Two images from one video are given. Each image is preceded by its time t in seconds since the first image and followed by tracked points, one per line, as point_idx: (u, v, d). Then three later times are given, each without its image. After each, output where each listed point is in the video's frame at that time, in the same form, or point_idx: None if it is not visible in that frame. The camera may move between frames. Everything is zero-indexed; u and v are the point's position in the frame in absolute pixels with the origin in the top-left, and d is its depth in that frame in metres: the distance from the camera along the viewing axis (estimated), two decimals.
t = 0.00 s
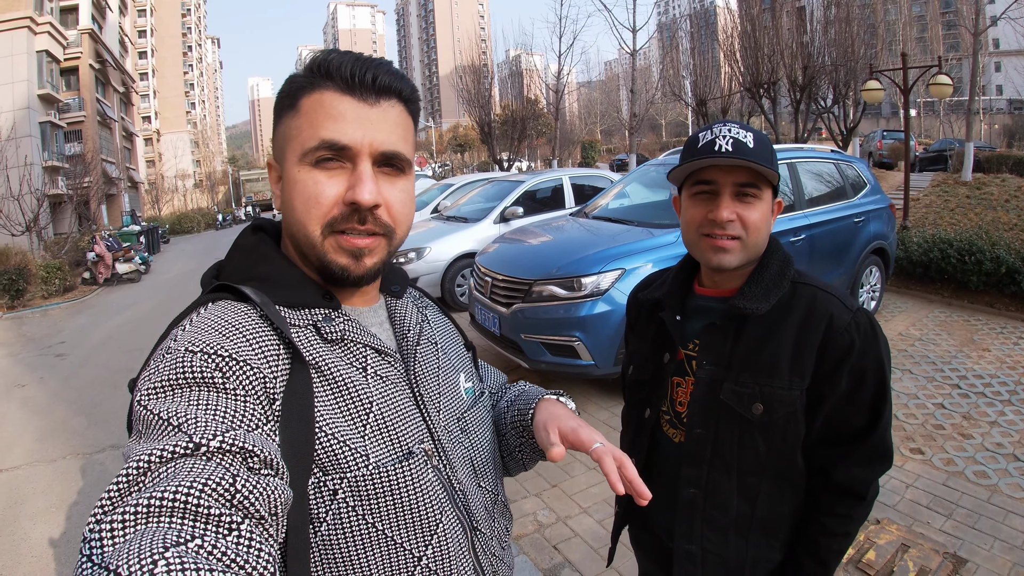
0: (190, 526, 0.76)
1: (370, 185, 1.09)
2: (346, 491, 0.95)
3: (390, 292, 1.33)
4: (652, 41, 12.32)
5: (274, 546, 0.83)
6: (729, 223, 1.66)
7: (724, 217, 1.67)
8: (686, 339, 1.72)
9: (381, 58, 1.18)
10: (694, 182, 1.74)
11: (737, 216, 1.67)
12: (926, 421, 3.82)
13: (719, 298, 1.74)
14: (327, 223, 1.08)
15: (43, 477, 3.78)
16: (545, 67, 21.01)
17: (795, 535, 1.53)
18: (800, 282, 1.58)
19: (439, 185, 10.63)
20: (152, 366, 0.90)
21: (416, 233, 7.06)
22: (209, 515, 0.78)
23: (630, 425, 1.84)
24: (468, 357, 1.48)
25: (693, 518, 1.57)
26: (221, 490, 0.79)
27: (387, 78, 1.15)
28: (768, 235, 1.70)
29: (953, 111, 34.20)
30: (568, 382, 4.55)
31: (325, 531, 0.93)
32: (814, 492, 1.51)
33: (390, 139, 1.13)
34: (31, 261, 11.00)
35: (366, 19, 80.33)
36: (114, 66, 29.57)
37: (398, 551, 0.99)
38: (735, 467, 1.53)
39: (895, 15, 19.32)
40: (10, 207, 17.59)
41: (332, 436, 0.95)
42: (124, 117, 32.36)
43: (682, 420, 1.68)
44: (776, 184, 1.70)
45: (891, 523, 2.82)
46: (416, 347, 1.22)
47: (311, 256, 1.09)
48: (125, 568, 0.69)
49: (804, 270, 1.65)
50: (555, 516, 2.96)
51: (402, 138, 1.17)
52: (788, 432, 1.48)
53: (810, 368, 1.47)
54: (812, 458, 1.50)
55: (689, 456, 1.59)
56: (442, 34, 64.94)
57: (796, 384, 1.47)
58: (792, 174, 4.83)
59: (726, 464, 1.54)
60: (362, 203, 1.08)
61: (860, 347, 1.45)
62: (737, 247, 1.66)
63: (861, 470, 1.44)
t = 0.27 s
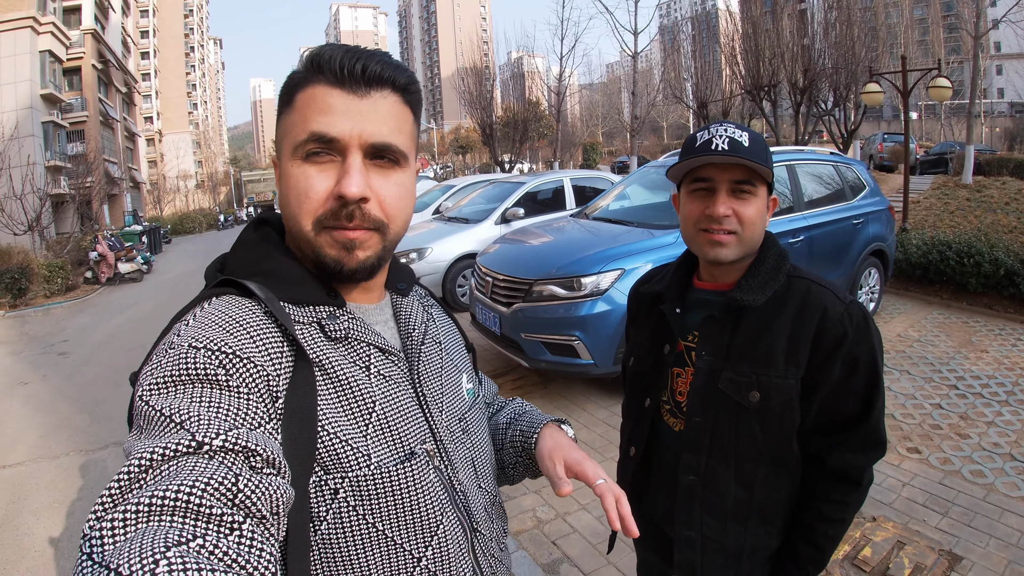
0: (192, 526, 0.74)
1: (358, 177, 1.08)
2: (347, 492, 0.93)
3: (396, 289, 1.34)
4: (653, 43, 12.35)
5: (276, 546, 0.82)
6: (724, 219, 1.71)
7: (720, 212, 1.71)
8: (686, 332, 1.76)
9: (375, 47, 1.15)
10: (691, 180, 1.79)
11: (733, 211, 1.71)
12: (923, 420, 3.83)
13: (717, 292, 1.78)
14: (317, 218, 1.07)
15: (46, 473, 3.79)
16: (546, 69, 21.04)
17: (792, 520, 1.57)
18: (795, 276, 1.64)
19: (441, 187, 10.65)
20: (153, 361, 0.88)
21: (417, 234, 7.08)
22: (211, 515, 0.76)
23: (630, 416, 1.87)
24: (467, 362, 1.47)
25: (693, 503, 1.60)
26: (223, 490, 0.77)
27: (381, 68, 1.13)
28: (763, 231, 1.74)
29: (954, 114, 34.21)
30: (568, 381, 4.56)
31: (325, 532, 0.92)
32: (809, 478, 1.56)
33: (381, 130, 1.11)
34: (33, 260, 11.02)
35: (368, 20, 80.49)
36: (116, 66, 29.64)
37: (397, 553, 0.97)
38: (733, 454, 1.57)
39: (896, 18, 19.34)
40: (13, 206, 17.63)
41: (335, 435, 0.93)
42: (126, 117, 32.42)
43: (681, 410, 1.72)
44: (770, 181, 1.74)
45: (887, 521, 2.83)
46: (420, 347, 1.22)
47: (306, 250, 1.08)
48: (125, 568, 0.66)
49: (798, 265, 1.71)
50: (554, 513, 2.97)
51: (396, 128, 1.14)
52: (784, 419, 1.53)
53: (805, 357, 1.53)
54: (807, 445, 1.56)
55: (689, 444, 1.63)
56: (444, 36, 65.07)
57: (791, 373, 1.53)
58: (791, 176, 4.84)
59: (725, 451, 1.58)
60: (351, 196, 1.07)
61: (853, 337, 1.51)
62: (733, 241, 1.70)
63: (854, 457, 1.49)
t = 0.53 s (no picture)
0: (195, 520, 0.75)
1: (338, 181, 1.06)
2: (350, 488, 0.94)
3: (401, 289, 1.35)
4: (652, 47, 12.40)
5: (279, 541, 0.83)
6: (722, 218, 1.72)
7: (717, 212, 1.72)
8: (685, 326, 1.78)
9: (359, 45, 1.13)
10: (689, 181, 1.79)
11: (729, 211, 1.72)
12: (920, 421, 3.83)
13: (715, 288, 1.80)
14: (302, 222, 1.06)
15: (49, 472, 3.80)
16: (547, 73, 21.09)
17: (789, 507, 1.61)
18: (791, 271, 1.65)
19: (442, 190, 10.68)
20: (160, 356, 0.89)
21: (418, 236, 7.10)
22: (215, 509, 0.76)
23: (630, 410, 1.88)
24: (471, 365, 1.48)
25: (693, 493, 1.61)
26: (228, 484, 0.78)
27: (363, 68, 1.10)
28: (759, 228, 1.76)
29: (954, 118, 34.27)
30: (567, 382, 4.58)
31: (328, 528, 0.93)
32: (805, 466, 1.58)
33: (363, 130, 1.08)
34: (35, 262, 11.04)
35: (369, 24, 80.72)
36: (118, 68, 29.73)
37: (398, 552, 0.98)
38: (733, 444, 1.59)
39: (895, 22, 19.39)
40: (15, 207, 17.66)
41: (338, 433, 0.94)
42: (127, 119, 32.49)
43: (681, 402, 1.72)
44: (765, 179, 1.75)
45: (883, 519, 2.84)
46: (425, 347, 1.23)
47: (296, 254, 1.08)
48: (131, 562, 0.67)
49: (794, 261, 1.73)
50: (553, 511, 2.99)
51: (380, 128, 1.11)
52: (780, 409, 1.55)
53: (800, 349, 1.55)
54: (802, 434, 1.58)
55: (688, 435, 1.63)
56: (445, 39, 65.26)
57: (787, 364, 1.55)
58: (789, 179, 4.85)
59: (724, 442, 1.59)
60: (332, 202, 1.05)
61: (845, 330, 1.54)
62: (730, 240, 1.72)
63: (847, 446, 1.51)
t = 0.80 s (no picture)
0: (197, 524, 0.75)
1: (339, 186, 1.06)
2: (351, 492, 0.94)
3: (402, 293, 1.35)
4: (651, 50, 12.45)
5: (280, 545, 0.83)
6: (715, 218, 1.75)
7: (712, 212, 1.75)
8: (686, 323, 1.79)
9: (358, 50, 1.14)
10: (687, 181, 1.82)
11: (722, 210, 1.75)
12: (917, 420, 3.84)
13: (716, 286, 1.81)
14: (302, 227, 1.06)
15: (48, 472, 3.81)
16: (545, 75, 21.12)
17: (788, 499, 1.61)
18: (789, 270, 1.67)
19: (440, 192, 10.68)
20: (161, 360, 0.89)
21: (416, 238, 7.11)
22: (217, 513, 0.77)
23: (632, 407, 1.88)
24: (472, 369, 1.48)
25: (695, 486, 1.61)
26: (229, 488, 0.78)
27: (361, 72, 1.11)
28: (753, 228, 1.77)
29: (952, 120, 34.35)
30: (566, 382, 4.58)
31: (328, 532, 0.93)
32: (804, 459, 1.59)
33: (364, 134, 1.09)
34: (34, 263, 11.03)
35: (367, 26, 80.75)
36: (116, 70, 29.70)
37: (399, 555, 0.98)
38: (734, 438, 1.59)
39: (893, 24, 19.46)
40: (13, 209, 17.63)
41: (340, 436, 0.94)
42: (126, 120, 32.46)
43: (683, 398, 1.73)
44: (760, 179, 1.77)
45: (880, 517, 2.85)
46: (426, 350, 1.24)
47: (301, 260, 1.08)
48: (132, 566, 0.67)
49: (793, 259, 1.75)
50: (553, 510, 2.99)
51: (382, 131, 1.11)
52: (780, 403, 1.56)
53: (799, 343, 1.57)
54: (802, 427, 1.59)
55: (690, 429, 1.64)
56: (443, 41, 65.31)
57: (786, 359, 1.56)
58: (787, 180, 4.86)
59: (725, 435, 1.60)
60: (336, 206, 1.05)
61: (843, 325, 1.56)
62: (725, 240, 1.74)
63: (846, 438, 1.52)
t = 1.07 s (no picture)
0: (196, 525, 0.75)
1: (334, 185, 1.06)
2: (350, 492, 0.94)
3: (402, 295, 1.36)
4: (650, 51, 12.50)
5: (280, 546, 0.83)
6: (680, 216, 1.86)
7: (676, 211, 1.87)
8: (690, 322, 1.80)
9: (357, 49, 1.14)
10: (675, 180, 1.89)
11: (686, 209, 1.85)
12: (914, 421, 3.85)
13: (721, 286, 1.83)
14: (298, 226, 1.06)
15: (47, 470, 3.80)
16: (545, 75, 21.14)
17: (789, 496, 1.62)
18: (792, 271, 1.68)
19: (439, 191, 10.68)
20: (160, 361, 0.90)
21: (416, 237, 7.11)
22: (215, 514, 0.77)
23: (635, 403, 1.88)
24: (474, 371, 1.49)
25: (697, 482, 1.61)
26: (228, 489, 0.79)
27: (358, 71, 1.11)
28: (729, 227, 1.78)
29: (950, 122, 34.40)
30: (565, 382, 4.58)
31: (329, 533, 0.93)
32: (805, 458, 1.60)
33: (360, 134, 1.09)
34: (32, 260, 11.01)
35: (367, 25, 80.71)
36: (116, 67, 29.65)
37: (401, 556, 0.98)
38: (736, 435, 1.60)
39: (892, 26, 19.50)
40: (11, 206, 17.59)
41: (339, 436, 0.95)
42: (125, 118, 32.40)
43: (687, 396, 1.74)
44: (733, 182, 1.79)
45: (878, 517, 2.85)
46: (426, 352, 1.24)
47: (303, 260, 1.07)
48: (131, 565, 0.68)
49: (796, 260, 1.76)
50: (552, 509, 2.99)
51: (379, 131, 1.11)
52: (783, 402, 1.57)
53: (802, 342, 1.57)
54: (803, 426, 1.60)
55: (692, 426, 1.64)
56: (443, 40, 65.31)
57: (789, 359, 1.57)
58: (786, 181, 4.88)
59: (728, 432, 1.60)
60: (327, 205, 1.05)
61: (846, 325, 1.57)
62: (691, 239, 1.83)
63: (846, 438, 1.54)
